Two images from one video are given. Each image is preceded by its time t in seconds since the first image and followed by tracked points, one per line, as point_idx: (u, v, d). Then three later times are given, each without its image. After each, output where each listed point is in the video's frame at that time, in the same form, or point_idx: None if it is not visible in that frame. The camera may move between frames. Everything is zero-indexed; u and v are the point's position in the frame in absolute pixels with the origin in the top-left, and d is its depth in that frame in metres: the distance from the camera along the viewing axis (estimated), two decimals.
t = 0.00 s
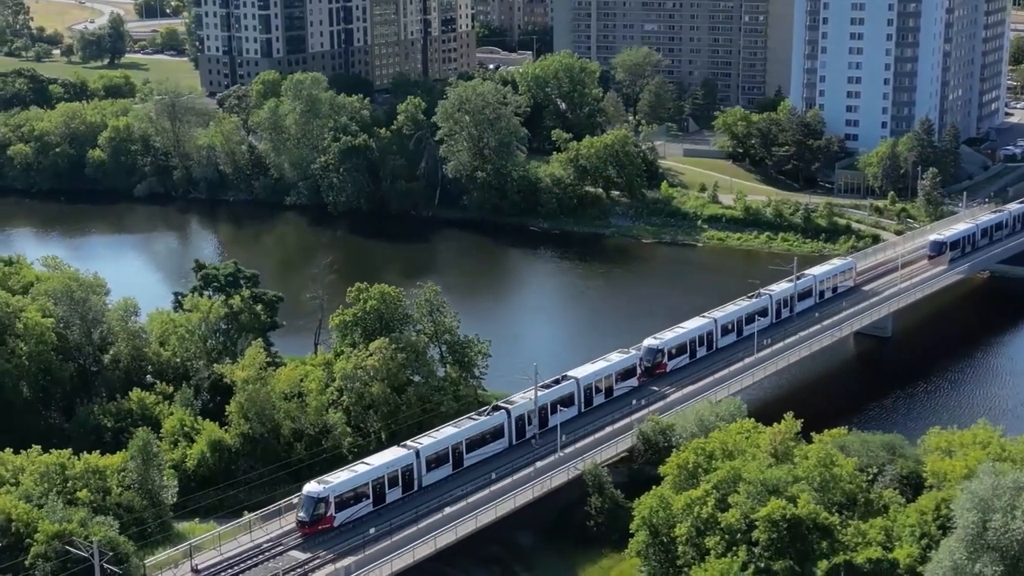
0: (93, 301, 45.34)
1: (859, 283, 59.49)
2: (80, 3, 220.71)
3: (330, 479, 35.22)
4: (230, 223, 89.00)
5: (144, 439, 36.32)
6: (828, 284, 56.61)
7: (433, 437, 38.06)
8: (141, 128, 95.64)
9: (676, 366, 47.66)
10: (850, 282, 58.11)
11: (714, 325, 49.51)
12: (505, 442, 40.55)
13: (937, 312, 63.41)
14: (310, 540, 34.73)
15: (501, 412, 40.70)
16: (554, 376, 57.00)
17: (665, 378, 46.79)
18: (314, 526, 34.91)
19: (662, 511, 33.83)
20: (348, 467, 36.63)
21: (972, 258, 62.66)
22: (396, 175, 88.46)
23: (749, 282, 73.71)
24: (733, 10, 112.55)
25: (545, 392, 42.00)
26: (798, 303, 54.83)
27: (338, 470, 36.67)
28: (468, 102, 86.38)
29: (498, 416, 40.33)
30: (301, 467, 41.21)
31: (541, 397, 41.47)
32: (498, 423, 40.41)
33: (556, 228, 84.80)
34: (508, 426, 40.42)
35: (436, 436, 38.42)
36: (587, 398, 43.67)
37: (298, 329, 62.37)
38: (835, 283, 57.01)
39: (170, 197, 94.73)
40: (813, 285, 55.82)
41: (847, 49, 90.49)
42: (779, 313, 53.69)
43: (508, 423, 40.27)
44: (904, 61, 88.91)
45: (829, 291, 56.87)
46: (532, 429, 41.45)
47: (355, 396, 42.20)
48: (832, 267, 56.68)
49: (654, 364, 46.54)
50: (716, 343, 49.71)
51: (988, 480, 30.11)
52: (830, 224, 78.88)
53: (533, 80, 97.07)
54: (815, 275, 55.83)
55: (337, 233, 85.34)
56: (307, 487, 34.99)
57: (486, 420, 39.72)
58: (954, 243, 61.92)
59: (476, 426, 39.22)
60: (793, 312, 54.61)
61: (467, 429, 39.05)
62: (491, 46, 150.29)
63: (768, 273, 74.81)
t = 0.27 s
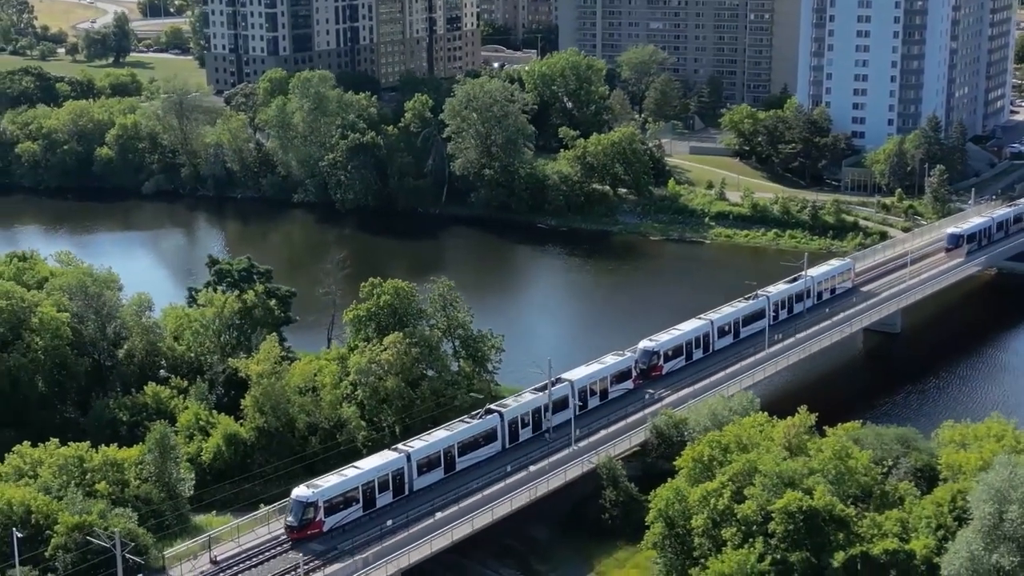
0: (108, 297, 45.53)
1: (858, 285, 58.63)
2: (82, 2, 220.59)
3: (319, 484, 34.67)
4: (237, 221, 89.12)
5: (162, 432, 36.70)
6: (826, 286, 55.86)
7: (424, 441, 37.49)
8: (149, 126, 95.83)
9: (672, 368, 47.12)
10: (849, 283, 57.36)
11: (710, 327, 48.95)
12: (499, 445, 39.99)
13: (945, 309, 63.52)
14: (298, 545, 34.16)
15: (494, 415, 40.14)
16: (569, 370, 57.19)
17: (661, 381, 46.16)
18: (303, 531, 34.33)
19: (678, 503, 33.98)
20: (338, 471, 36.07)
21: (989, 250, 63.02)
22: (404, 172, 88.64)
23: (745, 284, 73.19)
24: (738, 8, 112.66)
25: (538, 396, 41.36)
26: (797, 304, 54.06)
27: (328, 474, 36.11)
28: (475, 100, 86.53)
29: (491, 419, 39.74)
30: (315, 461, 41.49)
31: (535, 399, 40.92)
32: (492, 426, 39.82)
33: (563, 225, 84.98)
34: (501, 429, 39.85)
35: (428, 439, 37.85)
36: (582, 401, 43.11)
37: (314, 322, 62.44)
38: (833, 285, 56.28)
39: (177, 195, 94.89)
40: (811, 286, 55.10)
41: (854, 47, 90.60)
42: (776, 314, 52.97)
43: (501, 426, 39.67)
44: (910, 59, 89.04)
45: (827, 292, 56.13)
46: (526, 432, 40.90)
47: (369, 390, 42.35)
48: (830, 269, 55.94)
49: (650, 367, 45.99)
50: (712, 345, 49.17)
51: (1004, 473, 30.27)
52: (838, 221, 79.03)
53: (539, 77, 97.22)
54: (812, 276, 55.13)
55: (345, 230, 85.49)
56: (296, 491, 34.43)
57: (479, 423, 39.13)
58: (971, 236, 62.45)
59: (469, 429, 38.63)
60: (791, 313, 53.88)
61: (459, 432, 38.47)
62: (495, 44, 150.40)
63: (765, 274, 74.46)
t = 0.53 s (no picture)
0: (122, 291, 45.74)
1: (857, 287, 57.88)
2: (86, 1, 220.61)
3: (308, 487, 34.04)
4: (244, 218, 89.29)
5: (179, 425, 36.77)
6: (824, 286, 55.20)
7: (416, 444, 36.92)
8: (157, 124, 96.06)
9: (669, 370, 46.47)
10: (848, 283, 56.71)
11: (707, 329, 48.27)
12: (492, 449, 39.40)
13: (954, 305, 63.67)
14: (287, 551, 33.47)
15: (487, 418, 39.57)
16: (580, 366, 57.27)
17: (657, 383, 45.52)
18: (292, 536, 33.67)
19: (694, 495, 34.12)
20: (328, 475, 35.47)
21: (1004, 244, 63.35)
22: (411, 169, 88.82)
23: (743, 285, 72.73)
24: (743, 6, 112.82)
25: (532, 399, 40.78)
26: (795, 305, 53.43)
27: (318, 478, 35.50)
28: (482, 97, 86.65)
29: (483, 422, 39.17)
30: (330, 455, 41.56)
31: (527, 402, 40.30)
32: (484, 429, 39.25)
33: (571, 222, 85.13)
34: (494, 433, 39.23)
35: (420, 443, 37.24)
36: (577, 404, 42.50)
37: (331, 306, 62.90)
38: (831, 285, 55.64)
39: (185, 192, 95.09)
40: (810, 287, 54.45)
41: (861, 44, 90.71)
42: (774, 315, 52.32)
43: (495, 429, 39.11)
44: (917, 56, 89.14)
45: (826, 293, 55.48)
46: (519, 435, 40.27)
47: (383, 384, 42.44)
48: (828, 269, 55.27)
49: (645, 369, 45.39)
50: (709, 346, 48.50)
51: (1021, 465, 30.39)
52: (845, 218, 79.15)
53: (546, 75, 97.32)
54: (811, 276, 54.49)
55: (352, 227, 85.66)
56: (284, 495, 33.78)
57: (471, 426, 38.50)
58: (988, 229, 62.81)
59: (462, 432, 38.06)
60: (790, 313, 53.25)
61: (452, 435, 37.85)
62: (500, 42, 150.56)
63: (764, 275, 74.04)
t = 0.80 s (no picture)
0: (135, 286, 45.94)
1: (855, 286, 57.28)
2: None
3: (298, 492, 33.51)
4: (252, 215, 89.43)
5: (195, 419, 36.99)
6: (823, 287, 54.62)
7: (408, 447, 36.45)
8: (164, 121, 96.21)
9: (665, 372, 45.93)
10: (846, 284, 56.19)
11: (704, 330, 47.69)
12: (485, 452, 38.93)
13: (963, 301, 63.83)
14: (276, 556, 32.94)
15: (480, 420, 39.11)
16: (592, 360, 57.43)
17: (653, 386, 45.11)
18: (281, 541, 33.13)
19: (710, 488, 34.28)
20: (318, 479, 34.96)
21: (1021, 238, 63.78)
22: (419, 167, 88.99)
23: (740, 285, 72.41)
24: (749, 4, 112.96)
25: (525, 402, 40.29)
26: (793, 306, 52.89)
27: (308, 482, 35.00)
28: (490, 94, 86.81)
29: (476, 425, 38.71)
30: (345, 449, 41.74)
31: (520, 405, 39.77)
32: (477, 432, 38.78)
33: (578, 220, 85.30)
34: (487, 436, 38.73)
35: (412, 446, 36.74)
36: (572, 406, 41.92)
37: (344, 299, 62.94)
38: (829, 287, 55.05)
39: (192, 189, 95.24)
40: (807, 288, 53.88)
41: (867, 42, 90.90)
42: (772, 317, 51.73)
43: (488, 432, 38.65)
44: (923, 54, 89.36)
45: (824, 295, 54.89)
46: (513, 439, 39.75)
47: (397, 379, 42.63)
48: (825, 270, 54.71)
49: (642, 372, 45.00)
50: (706, 348, 47.89)
51: None
52: (852, 215, 79.31)
53: (552, 73, 97.41)
54: (808, 277, 53.91)
55: (360, 224, 85.84)
56: (273, 500, 33.25)
57: (464, 429, 37.99)
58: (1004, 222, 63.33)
59: (454, 435, 37.56)
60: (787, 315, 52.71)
61: (444, 438, 37.35)
62: (504, 41, 150.60)
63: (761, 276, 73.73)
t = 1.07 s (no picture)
0: (150, 281, 46.15)
1: (854, 287, 56.74)
2: None
3: (287, 496, 32.95)
4: (259, 213, 89.58)
5: (212, 412, 37.10)
6: (821, 288, 53.99)
7: (401, 450, 35.91)
8: (172, 119, 96.35)
9: (662, 374, 45.41)
10: (845, 285, 55.58)
11: (701, 332, 47.16)
12: (479, 455, 38.36)
13: (971, 296, 63.99)
14: (266, 561, 32.43)
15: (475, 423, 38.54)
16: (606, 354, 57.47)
17: (649, 387, 44.74)
18: (271, 546, 32.61)
19: (726, 480, 34.45)
20: (308, 482, 34.43)
21: None
22: (426, 164, 89.18)
23: (736, 287, 71.99)
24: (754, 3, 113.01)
25: (520, 404, 39.73)
26: (790, 307, 52.31)
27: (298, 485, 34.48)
28: (497, 92, 86.90)
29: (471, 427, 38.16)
30: (360, 442, 41.91)
31: (516, 407, 39.23)
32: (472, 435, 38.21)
33: (585, 217, 85.42)
34: (481, 439, 38.22)
35: (405, 449, 36.24)
36: (567, 409, 41.37)
37: (358, 294, 62.74)
38: (828, 288, 54.43)
39: (200, 187, 95.39)
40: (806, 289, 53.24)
41: (874, 40, 91.00)
42: (769, 318, 51.14)
43: (482, 435, 38.08)
44: (930, 51, 89.49)
45: (822, 296, 54.24)
46: (507, 441, 39.25)
47: (412, 373, 42.78)
48: (824, 271, 54.12)
49: (638, 373, 44.67)
50: (703, 350, 47.35)
51: None
52: (860, 212, 79.45)
53: (559, 71, 97.47)
54: (806, 278, 53.27)
55: (368, 221, 86.04)
56: (263, 504, 32.71)
57: (458, 431, 37.46)
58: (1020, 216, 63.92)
59: (448, 438, 37.02)
60: (785, 317, 52.12)
61: (438, 441, 36.85)
62: (509, 39, 150.60)
63: (757, 277, 73.32)
